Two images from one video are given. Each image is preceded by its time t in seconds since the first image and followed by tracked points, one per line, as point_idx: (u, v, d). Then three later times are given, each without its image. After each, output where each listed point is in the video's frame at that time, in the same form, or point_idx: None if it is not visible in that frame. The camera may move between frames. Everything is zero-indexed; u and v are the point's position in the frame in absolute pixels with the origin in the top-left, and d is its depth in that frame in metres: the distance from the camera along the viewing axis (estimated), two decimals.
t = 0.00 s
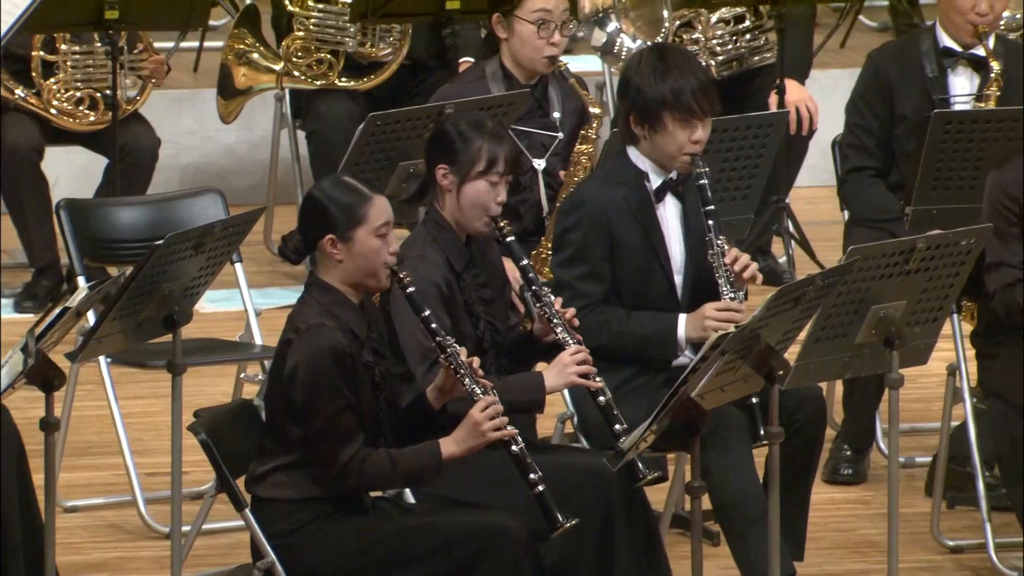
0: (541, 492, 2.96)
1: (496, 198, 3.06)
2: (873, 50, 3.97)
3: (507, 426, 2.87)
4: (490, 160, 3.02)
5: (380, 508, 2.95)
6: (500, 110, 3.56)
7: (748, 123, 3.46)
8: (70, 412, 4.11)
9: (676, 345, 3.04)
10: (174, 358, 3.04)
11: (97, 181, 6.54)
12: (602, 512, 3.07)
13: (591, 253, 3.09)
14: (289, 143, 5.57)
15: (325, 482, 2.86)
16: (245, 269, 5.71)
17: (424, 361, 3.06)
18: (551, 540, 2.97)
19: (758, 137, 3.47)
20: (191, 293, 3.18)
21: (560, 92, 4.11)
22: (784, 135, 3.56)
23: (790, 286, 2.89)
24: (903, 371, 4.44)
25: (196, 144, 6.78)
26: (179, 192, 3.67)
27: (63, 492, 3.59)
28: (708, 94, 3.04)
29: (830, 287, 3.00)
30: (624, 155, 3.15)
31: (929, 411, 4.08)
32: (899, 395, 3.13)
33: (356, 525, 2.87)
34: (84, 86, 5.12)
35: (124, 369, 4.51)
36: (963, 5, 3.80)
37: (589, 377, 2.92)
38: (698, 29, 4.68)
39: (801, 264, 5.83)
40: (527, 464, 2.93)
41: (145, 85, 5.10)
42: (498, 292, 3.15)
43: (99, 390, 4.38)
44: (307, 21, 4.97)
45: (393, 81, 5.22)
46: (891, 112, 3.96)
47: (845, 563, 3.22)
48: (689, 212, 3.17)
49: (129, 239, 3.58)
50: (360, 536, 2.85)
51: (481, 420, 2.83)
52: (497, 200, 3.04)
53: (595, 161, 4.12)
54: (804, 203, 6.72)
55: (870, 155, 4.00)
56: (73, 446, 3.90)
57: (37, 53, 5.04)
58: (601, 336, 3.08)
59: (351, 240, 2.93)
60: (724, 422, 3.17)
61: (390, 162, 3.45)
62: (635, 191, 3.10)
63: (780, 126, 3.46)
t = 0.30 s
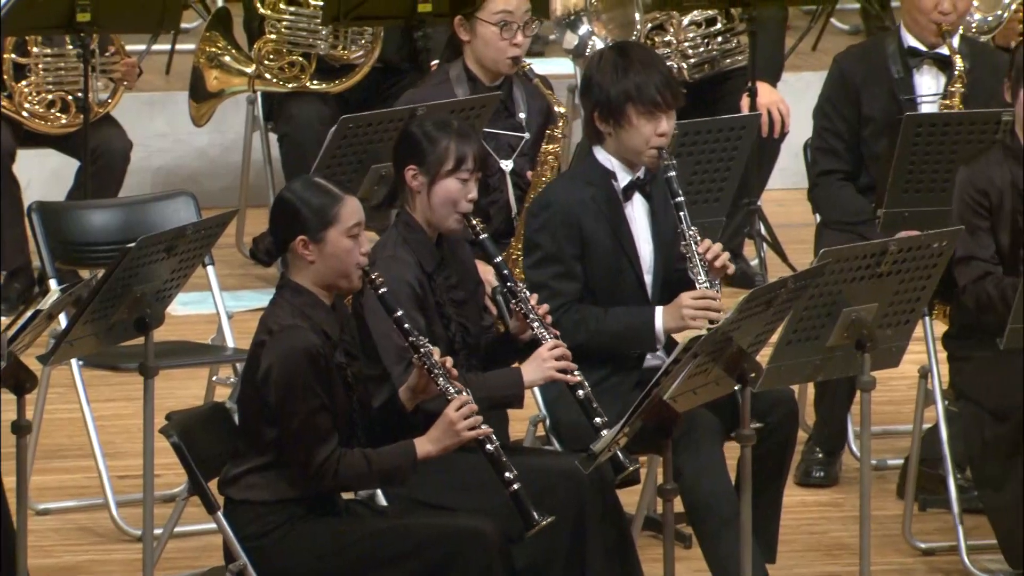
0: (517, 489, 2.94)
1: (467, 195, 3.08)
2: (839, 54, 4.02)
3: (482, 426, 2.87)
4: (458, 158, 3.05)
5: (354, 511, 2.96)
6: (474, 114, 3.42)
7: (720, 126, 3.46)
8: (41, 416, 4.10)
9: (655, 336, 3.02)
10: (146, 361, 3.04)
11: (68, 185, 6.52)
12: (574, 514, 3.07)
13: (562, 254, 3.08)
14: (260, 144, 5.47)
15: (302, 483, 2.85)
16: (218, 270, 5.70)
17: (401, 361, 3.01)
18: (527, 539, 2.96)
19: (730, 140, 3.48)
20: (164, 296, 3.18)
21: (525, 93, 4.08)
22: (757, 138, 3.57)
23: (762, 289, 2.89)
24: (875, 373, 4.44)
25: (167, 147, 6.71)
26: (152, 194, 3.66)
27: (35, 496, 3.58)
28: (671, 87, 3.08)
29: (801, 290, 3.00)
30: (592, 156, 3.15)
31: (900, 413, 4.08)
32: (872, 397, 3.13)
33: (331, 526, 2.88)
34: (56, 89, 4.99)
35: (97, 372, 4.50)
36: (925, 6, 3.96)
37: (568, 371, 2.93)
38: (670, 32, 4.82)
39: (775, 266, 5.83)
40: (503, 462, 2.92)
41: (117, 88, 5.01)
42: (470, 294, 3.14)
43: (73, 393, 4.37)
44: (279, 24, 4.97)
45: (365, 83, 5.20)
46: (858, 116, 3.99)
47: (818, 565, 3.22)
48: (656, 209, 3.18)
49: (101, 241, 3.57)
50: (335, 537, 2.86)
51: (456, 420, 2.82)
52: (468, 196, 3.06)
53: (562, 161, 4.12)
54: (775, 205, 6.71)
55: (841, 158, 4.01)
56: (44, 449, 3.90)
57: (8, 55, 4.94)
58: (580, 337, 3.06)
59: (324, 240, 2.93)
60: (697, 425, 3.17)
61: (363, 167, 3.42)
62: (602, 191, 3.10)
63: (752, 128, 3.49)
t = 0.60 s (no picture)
0: (489, 493, 2.95)
1: (444, 194, 3.07)
2: (805, 58, 4.03)
3: (454, 428, 2.88)
4: (434, 157, 3.05)
5: (329, 511, 2.95)
6: (450, 114, 3.41)
7: (696, 125, 3.45)
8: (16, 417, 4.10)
9: (631, 330, 3.05)
10: (121, 362, 3.04)
11: (43, 186, 6.43)
12: (549, 514, 3.07)
13: (533, 251, 3.12)
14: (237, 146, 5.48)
15: (276, 482, 2.85)
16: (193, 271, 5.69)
17: (374, 361, 3.03)
18: (500, 541, 2.98)
19: (706, 139, 3.47)
20: (139, 297, 3.18)
21: (494, 92, 4.02)
22: (732, 137, 3.55)
23: (737, 290, 2.89)
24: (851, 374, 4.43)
25: (143, 148, 6.58)
26: (130, 195, 3.65)
27: (10, 498, 3.59)
28: (638, 82, 3.13)
29: (775, 291, 2.99)
30: (561, 154, 3.20)
31: (875, 413, 4.07)
32: (847, 397, 3.13)
33: (305, 526, 2.87)
34: (30, 90, 4.98)
35: (71, 373, 4.50)
36: (890, 5, 3.96)
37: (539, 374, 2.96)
38: (645, 33, 4.88)
39: (751, 267, 5.81)
40: (476, 465, 2.92)
41: (93, 87, 4.97)
42: (445, 293, 3.15)
43: (47, 394, 4.37)
44: (254, 25, 4.95)
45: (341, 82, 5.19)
46: (828, 120, 4.00)
47: (793, 566, 3.23)
48: (627, 207, 3.22)
49: (77, 242, 3.57)
50: (311, 537, 2.86)
51: (428, 421, 2.84)
52: (445, 195, 3.06)
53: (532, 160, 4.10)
54: (752, 206, 6.68)
55: (813, 162, 4.02)
56: (19, 451, 3.90)
57: None
58: (556, 333, 3.10)
59: (299, 241, 2.93)
60: (673, 426, 3.17)
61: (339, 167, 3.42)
62: (573, 190, 3.15)
63: (728, 129, 3.47)
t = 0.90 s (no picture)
0: (467, 493, 2.96)
1: (421, 197, 3.09)
2: (775, 62, 4.06)
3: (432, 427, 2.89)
4: (412, 160, 3.06)
5: (307, 511, 2.95)
6: (427, 116, 3.41)
7: (673, 126, 3.43)
8: None
9: (603, 331, 3.08)
10: (99, 362, 3.04)
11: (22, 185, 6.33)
12: (527, 515, 3.07)
13: (506, 249, 3.15)
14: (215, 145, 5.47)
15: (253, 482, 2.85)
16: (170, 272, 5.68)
17: (349, 362, 3.02)
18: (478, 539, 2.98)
19: (684, 139, 3.45)
20: (117, 297, 3.18)
21: (467, 91, 3.99)
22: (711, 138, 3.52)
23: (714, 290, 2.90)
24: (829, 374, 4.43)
25: (120, 148, 6.54)
26: (112, 194, 3.59)
27: None
28: (611, 84, 3.16)
29: (753, 291, 3.00)
30: (532, 154, 3.23)
31: (852, 413, 4.07)
32: (825, 397, 3.13)
33: (281, 527, 2.87)
34: (7, 90, 4.91)
35: (50, 374, 4.50)
36: (857, 5, 3.99)
37: (509, 380, 3.00)
38: (623, 34, 4.88)
39: (729, 267, 5.81)
40: (453, 464, 2.93)
41: (71, 88, 4.89)
42: (423, 292, 3.15)
43: (25, 395, 4.37)
44: (232, 25, 4.85)
45: (318, 84, 5.14)
46: (799, 123, 4.02)
47: (771, 566, 3.23)
48: (599, 206, 3.26)
49: (53, 243, 3.54)
50: (288, 538, 2.85)
51: (406, 421, 2.84)
52: (422, 198, 3.07)
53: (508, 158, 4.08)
54: (730, 206, 6.66)
55: (787, 164, 4.03)
56: None
57: None
58: (528, 332, 3.12)
59: (276, 240, 2.92)
60: (651, 426, 3.16)
61: (317, 167, 3.41)
62: (545, 190, 3.18)
63: (706, 130, 3.44)
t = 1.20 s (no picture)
0: (446, 490, 2.96)
1: (397, 202, 3.12)
2: (744, 69, 4.04)
3: (410, 425, 2.88)
4: (390, 164, 3.09)
5: (285, 511, 2.94)
6: (405, 116, 3.37)
7: (650, 127, 3.43)
8: None
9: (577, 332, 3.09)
10: (76, 364, 3.04)
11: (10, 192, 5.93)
12: (505, 516, 3.06)
13: (482, 250, 3.15)
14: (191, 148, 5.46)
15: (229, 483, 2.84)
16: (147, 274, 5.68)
17: (322, 367, 3.04)
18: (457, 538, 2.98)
19: (661, 140, 3.44)
20: (93, 299, 3.18)
21: (441, 91, 3.99)
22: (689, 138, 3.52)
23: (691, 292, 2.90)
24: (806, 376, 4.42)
25: (97, 149, 6.53)
26: (88, 195, 3.57)
27: None
28: (587, 85, 3.16)
29: (730, 293, 3.00)
30: (509, 155, 3.22)
31: (829, 415, 4.07)
32: (804, 397, 3.13)
33: (256, 529, 2.87)
34: None
35: (28, 375, 4.50)
36: (823, 7, 4.00)
37: (483, 384, 3.03)
38: (600, 35, 4.88)
39: (706, 269, 5.81)
40: (432, 463, 2.94)
41: (48, 90, 4.79)
42: (399, 293, 3.17)
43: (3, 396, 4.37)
44: (209, 27, 4.81)
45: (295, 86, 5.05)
46: (770, 126, 4.01)
47: (749, 567, 3.23)
48: (577, 207, 3.25)
49: (32, 244, 3.53)
50: (265, 539, 2.85)
51: (384, 419, 2.84)
52: (398, 203, 3.10)
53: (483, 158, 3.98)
54: (708, 207, 6.67)
55: (761, 168, 4.02)
56: None
57: None
58: (503, 333, 3.13)
59: (253, 239, 2.92)
60: (629, 427, 3.17)
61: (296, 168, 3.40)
62: (523, 190, 3.18)
63: (683, 130, 3.43)
